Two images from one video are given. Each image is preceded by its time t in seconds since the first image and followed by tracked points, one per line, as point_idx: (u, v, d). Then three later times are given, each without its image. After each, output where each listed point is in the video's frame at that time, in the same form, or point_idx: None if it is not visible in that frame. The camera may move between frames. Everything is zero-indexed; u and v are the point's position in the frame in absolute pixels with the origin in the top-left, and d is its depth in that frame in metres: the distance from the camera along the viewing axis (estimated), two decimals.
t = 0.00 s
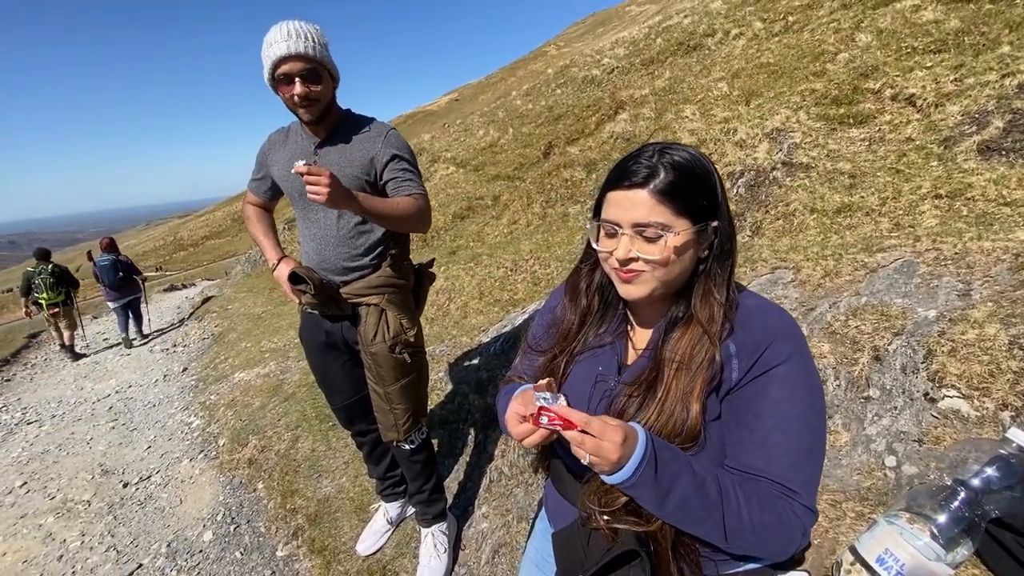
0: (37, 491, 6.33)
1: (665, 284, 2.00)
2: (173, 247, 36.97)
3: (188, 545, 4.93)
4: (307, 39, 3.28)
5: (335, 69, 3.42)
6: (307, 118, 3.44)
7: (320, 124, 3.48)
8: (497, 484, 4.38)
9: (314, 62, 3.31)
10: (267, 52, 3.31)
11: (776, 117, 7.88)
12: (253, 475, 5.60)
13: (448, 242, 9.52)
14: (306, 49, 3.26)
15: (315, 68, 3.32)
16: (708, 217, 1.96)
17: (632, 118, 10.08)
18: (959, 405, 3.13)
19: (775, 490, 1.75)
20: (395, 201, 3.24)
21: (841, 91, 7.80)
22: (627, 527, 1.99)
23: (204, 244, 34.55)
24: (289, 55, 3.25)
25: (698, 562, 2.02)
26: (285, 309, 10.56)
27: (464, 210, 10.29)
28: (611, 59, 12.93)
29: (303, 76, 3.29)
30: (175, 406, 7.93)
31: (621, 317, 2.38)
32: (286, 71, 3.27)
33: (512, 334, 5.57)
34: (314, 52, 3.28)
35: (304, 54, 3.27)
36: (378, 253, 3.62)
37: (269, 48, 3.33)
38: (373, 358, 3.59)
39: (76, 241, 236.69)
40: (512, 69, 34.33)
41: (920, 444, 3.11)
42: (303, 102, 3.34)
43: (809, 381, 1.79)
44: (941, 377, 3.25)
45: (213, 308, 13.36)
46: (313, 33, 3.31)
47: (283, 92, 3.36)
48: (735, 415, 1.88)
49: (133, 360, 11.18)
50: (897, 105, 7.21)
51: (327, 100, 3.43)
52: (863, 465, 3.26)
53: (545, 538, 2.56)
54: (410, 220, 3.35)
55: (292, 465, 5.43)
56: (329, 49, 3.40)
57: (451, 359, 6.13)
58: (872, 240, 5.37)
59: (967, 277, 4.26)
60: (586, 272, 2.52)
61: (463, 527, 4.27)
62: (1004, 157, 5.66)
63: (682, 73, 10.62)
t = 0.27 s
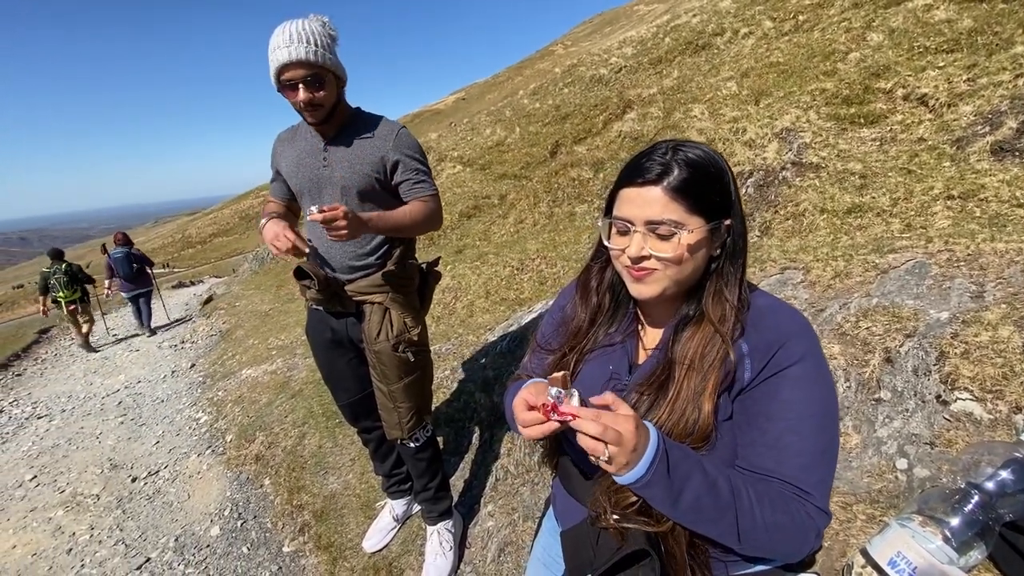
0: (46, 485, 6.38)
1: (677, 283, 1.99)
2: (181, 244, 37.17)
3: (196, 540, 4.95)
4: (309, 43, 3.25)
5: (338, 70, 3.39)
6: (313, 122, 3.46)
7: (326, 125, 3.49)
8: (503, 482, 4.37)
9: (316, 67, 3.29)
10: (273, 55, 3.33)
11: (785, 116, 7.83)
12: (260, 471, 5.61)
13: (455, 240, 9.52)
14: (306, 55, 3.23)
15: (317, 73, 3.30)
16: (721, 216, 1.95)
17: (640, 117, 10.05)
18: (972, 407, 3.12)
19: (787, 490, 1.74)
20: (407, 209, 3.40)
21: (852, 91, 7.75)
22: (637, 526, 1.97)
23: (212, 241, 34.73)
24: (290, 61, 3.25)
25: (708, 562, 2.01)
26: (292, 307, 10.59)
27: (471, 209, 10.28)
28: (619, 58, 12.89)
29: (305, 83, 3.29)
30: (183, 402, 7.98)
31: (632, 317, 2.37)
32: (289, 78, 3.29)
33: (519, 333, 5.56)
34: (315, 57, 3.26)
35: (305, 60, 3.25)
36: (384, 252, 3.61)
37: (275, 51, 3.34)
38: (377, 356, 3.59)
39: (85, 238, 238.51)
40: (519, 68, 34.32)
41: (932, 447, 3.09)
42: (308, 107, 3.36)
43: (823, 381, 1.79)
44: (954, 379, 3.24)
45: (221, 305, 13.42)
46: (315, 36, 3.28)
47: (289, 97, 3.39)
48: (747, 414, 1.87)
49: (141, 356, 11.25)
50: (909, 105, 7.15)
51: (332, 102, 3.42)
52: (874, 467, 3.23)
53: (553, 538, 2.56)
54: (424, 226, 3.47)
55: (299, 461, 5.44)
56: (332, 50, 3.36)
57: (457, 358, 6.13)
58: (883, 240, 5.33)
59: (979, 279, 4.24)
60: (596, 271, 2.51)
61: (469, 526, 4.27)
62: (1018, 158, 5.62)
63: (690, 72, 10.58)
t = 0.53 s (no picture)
0: (51, 480, 6.40)
1: (686, 282, 1.97)
2: (185, 241, 37.28)
3: (199, 536, 4.96)
4: (301, 43, 3.20)
5: (333, 67, 3.34)
6: (313, 119, 3.47)
7: (327, 123, 3.49)
8: (506, 481, 4.36)
9: (310, 67, 3.26)
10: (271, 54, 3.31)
11: (791, 115, 7.79)
12: (263, 468, 5.62)
13: (458, 239, 9.51)
14: (299, 55, 3.20)
15: (311, 72, 3.27)
16: (731, 214, 1.94)
17: (644, 116, 10.02)
18: (980, 409, 3.10)
19: (795, 490, 1.72)
20: (407, 208, 3.44)
21: (858, 89, 7.70)
22: (642, 527, 1.95)
23: (216, 239, 34.82)
24: (284, 63, 3.23)
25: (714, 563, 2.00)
26: (295, 304, 10.61)
27: (474, 207, 10.27)
28: (623, 56, 12.85)
29: (300, 83, 3.28)
30: (187, 399, 7.99)
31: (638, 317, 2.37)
32: (285, 79, 3.29)
33: (522, 331, 5.55)
34: (307, 59, 3.21)
35: (298, 62, 3.22)
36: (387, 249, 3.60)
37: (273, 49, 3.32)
38: (379, 354, 3.58)
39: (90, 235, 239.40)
40: (523, 67, 34.28)
41: (940, 449, 3.07)
42: (305, 107, 3.37)
43: (831, 380, 1.77)
44: (962, 380, 3.22)
45: (224, 303, 13.45)
46: (307, 34, 3.22)
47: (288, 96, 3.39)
48: (755, 413, 1.86)
49: (145, 353, 11.28)
50: (917, 104, 7.10)
51: (330, 101, 3.40)
52: (881, 469, 3.22)
53: (557, 536, 2.54)
54: (426, 224, 3.52)
55: (302, 459, 5.44)
56: (326, 47, 3.30)
57: (461, 356, 6.12)
58: (889, 240, 5.30)
59: (987, 280, 4.23)
60: (603, 271, 2.49)
61: (472, 524, 4.26)
62: None
63: (695, 70, 10.54)
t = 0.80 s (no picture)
0: (49, 479, 6.39)
1: (694, 282, 1.95)
2: (184, 239, 37.22)
3: (197, 535, 4.94)
4: (290, 43, 3.15)
5: (326, 64, 3.28)
6: (310, 117, 3.45)
7: (324, 120, 3.47)
8: (505, 481, 4.35)
9: (301, 67, 3.22)
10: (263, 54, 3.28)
11: (792, 114, 7.77)
12: (262, 466, 5.60)
13: (458, 237, 9.49)
14: (290, 55, 3.15)
15: (304, 71, 3.23)
16: (738, 213, 1.94)
17: (644, 114, 9.99)
18: (982, 409, 3.10)
19: (799, 495, 1.70)
20: (406, 206, 3.42)
21: (859, 88, 7.67)
22: (642, 531, 1.95)
23: (215, 237, 34.77)
24: (275, 63, 3.19)
25: (712, 567, 2.00)
26: (294, 302, 10.59)
27: (474, 205, 10.24)
28: (623, 54, 12.81)
29: (293, 83, 3.25)
30: (185, 397, 7.98)
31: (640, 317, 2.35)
32: (278, 79, 3.26)
33: (521, 330, 5.53)
34: (297, 58, 3.16)
35: (288, 61, 3.18)
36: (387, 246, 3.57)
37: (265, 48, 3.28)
38: (379, 354, 3.56)
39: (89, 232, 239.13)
40: (523, 65, 34.23)
41: (942, 449, 3.07)
42: (300, 105, 3.35)
43: (836, 383, 1.76)
44: (964, 380, 3.22)
45: (223, 300, 13.43)
46: (297, 33, 3.16)
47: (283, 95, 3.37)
48: (759, 416, 1.85)
49: (144, 351, 11.26)
50: (918, 103, 7.09)
51: (324, 98, 3.37)
52: (883, 470, 3.22)
53: (555, 540, 2.53)
54: (426, 222, 3.50)
55: (301, 458, 5.42)
56: (317, 44, 3.25)
57: (460, 355, 6.10)
58: (890, 239, 5.30)
59: (990, 279, 4.24)
60: (603, 270, 2.47)
61: (471, 524, 4.25)
62: None
63: (695, 69, 10.51)
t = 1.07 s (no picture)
0: (39, 481, 6.31)
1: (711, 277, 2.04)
2: (176, 237, 36.97)
3: (190, 538, 4.89)
4: (276, 43, 3.10)
5: (314, 63, 3.23)
6: (302, 115, 3.42)
7: (317, 118, 3.43)
8: (501, 482, 4.31)
9: (289, 67, 3.17)
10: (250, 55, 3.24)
11: (788, 112, 7.75)
12: (255, 468, 5.55)
13: (453, 235, 9.44)
14: (276, 56, 3.10)
15: (292, 72, 3.19)
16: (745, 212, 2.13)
17: (640, 112, 9.96)
18: (981, 410, 3.14)
19: (803, 503, 1.70)
20: (400, 206, 3.38)
21: (855, 86, 7.67)
22: (640, 541, 1.94)
23: (209, 235, 34.57)
24: (263, 65, 3.15)
25: None
26: (288, 301, 10.52)
27: (469, 203, 10.18)
28: (619, 51, 12.76)
29: (282, 84, 3.21)
30: (178, 397, 7.91)
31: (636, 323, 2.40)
32: (267, 81, 3.22)
33: (517, 329, 5.50)
34: (284, 59, 3.11)
35: (276, 62, 3.13)
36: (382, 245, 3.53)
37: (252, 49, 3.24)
38: (373, 355, 3.52)
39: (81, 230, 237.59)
40: (518, 62, 34.12)
41: (941, 451, 3.10)
42: (291, 105, 3.31)
43: (837, 389, 1.76)
44: (963, 381, 3.25)
45: (216, 299, 13.33)
46: (282, 32, 3.11)
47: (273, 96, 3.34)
48: (761, 423, 1.84)
49: (136, 350, 11.16)
50: (913, 101, 7.08)
51: (314, 97, 3.32)
52: (882, 471, 3.24)
53: (548, 545, 2.50)
54: (421, 221, 3.46)
55: (295, 459, 5.37)
56: (305, 42, 3.19)
57: (455, 354, 6.06)
58: (887, 239, 5.30)
59: (987, 279, 4.27)
60: (596, 278, 2.55)
61: (467, 526, 4.22)
62: None
63: (691, 66, 10.48)
